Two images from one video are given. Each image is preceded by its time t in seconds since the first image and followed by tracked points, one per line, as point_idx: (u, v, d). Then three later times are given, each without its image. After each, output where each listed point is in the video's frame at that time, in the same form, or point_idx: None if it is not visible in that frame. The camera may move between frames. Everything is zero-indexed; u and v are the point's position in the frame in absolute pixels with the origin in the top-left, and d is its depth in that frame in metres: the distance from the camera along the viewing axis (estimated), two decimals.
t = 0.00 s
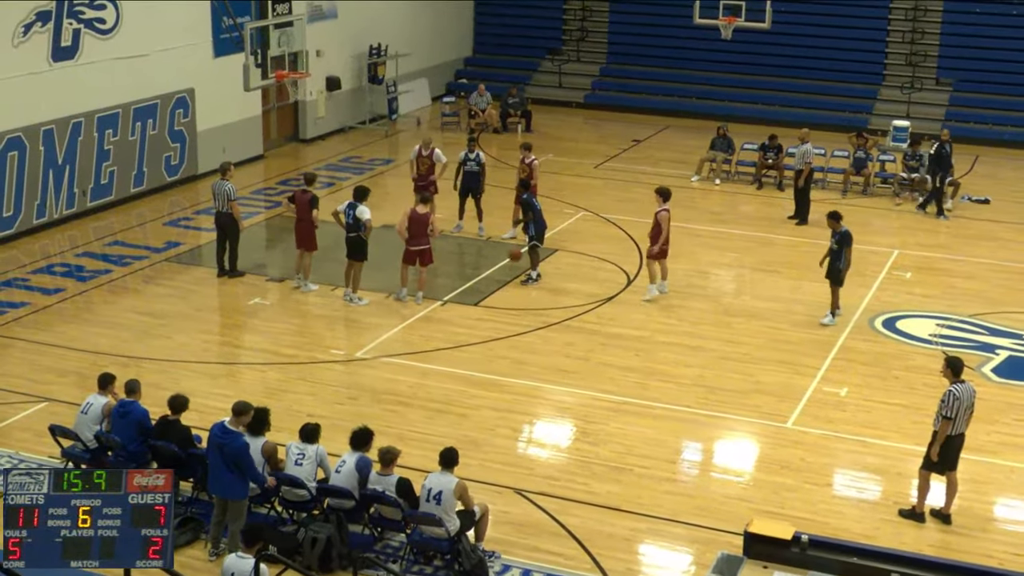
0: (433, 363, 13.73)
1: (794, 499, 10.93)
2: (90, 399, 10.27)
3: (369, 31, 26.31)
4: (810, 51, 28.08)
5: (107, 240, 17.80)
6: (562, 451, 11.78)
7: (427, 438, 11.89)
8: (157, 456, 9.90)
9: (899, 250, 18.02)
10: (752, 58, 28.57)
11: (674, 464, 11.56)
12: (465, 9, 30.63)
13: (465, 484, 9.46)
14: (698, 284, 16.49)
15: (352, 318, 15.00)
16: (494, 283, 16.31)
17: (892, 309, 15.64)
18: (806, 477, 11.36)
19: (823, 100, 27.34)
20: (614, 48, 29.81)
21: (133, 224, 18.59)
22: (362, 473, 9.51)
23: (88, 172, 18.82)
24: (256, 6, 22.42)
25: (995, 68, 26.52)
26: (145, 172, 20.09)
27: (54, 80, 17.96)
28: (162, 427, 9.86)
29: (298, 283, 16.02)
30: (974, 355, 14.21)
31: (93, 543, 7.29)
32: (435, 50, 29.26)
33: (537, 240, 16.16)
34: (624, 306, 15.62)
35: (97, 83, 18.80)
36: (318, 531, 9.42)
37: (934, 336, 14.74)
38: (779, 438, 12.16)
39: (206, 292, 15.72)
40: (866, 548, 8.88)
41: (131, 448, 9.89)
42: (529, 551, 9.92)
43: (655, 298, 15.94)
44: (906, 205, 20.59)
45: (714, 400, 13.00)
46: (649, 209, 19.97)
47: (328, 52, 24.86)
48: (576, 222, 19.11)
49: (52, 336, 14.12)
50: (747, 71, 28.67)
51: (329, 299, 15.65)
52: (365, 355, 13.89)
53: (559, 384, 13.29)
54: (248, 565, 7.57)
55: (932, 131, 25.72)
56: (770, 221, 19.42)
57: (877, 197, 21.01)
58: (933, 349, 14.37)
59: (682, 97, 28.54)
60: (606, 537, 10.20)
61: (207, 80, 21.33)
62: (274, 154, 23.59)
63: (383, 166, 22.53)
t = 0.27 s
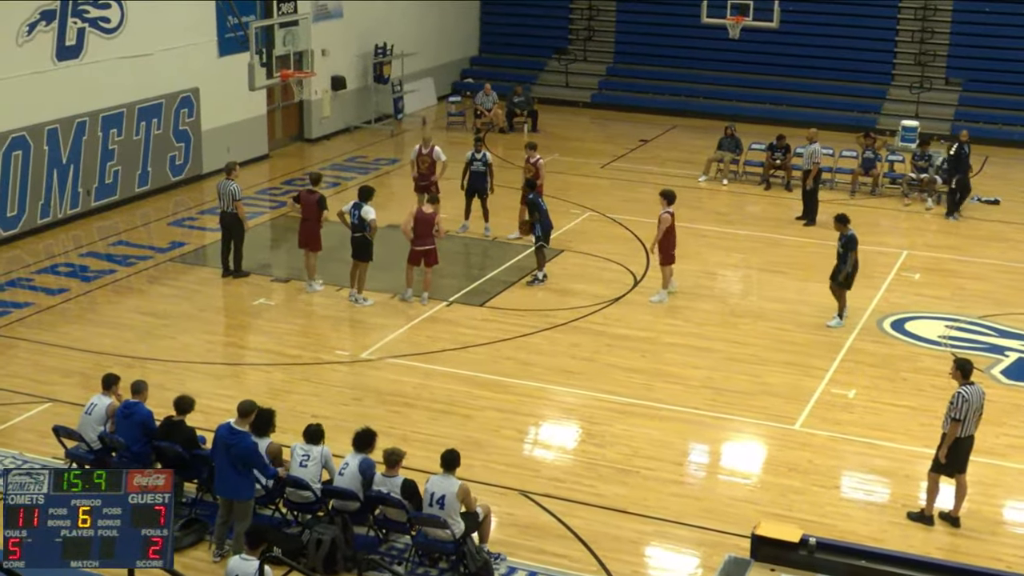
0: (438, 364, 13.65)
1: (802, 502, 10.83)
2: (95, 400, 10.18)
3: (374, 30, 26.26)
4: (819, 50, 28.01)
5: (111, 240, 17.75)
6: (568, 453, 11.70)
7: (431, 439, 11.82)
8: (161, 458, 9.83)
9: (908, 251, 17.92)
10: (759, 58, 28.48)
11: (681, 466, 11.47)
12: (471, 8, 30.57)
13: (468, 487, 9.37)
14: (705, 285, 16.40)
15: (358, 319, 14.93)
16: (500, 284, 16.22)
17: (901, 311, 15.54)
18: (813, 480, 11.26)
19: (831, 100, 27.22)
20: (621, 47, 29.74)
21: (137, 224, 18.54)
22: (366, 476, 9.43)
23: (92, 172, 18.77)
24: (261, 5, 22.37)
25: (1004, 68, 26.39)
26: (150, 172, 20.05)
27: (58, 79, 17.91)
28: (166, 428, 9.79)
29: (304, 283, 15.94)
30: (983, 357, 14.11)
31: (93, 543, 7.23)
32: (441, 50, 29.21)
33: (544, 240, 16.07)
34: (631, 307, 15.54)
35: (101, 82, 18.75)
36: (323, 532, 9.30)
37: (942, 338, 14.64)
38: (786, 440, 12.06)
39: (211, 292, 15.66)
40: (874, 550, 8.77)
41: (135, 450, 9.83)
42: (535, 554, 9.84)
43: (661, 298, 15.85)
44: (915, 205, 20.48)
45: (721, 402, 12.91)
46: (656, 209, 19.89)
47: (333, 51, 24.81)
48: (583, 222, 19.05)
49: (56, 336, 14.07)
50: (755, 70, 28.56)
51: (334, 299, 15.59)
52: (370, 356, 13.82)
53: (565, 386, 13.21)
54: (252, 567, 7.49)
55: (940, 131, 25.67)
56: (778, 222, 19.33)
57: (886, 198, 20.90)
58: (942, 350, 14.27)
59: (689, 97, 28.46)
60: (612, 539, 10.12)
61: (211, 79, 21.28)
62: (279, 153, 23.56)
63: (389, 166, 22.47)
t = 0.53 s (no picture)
0: (441, 365, 13.64)
1: (805, 502, 10.82)
2: (98, 400, 10.19)
3: (378, 30, 26.26)
4: (822, 50, 27.98)
5: (114, 240, 17.76)
6: (571, 453, 11.69)
7: (434, 440, 11.81)
8: (163, 458, 9.83)
9: (911, 251, 17.90)
10: (763, 58, 28.46)
11: (684, 467, 11.45)
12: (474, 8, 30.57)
13: (470, 488, 9.35)
14: (708, 285, 16.39)
15: (361, 319, 14.93)
16: (503, 284, 16.22)
17: (904, 311, 15.52)
18: (817, 480, 11.25)
19: (835, 100, 27.18)
20: (625, 47, 29.73)
21: (141, 224, 18.55)
22: (368, 476, 9.42)
23: (96, 171, 18.77)
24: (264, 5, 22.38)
25: (1008, 68, 26.34)
26: (152, 172, 20.05)
27: (61, 79, 17.92)
28: (169, 429, 9.79)
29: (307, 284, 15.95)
30: (987, 357, 14.08)
31: (93, 543, 7.22)
32: (444, 50, 29.19)
33: (546, 240, 16.09)
34: (634, 307, 15.53)
35: (104, 82, 18.76)
36: (325, 533, 9.33)
37: (946, 338, 14.62)
38: (789, 441, 12.05)
39: (213, 292, 15.66)
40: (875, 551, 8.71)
41: (137, 450, 9.84)
42: (538, 554, 9.83)
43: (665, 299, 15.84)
44: (919, 206, 20.46)
45: (724, 402, 12.90)
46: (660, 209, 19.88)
47: (337, 51, 24.81)
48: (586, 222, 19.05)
49: (59, 336, 14.07)
50: (758, 70, 28.53)
51: (337, 300, 15.59)
52: (372, 356, 13.82)
53: (569, 386, 13.20)
54: (253, 567, 7.48)
55: (944, 132, 25.66)
56: (781, 222, 19.31)
57: (890, 198, 20.88)
58: (945, 351, 14.25)
59: (693, 97, 28.44)
60: (614, 539, 10.11)
61: (214, 79, 21.28)
62: (282, 153, 23.58)
63: (391, 166, 22.48)
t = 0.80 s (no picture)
0: (443, 365, 13.64)
1: (806, 502, 10.81)
2: (99, 400, 10.19)
3: (379, 30, 26.28)
4: (822, 50, 27.99)
5: (115, 240, 17.76)
6: (572, 454, 11.68)
7: (435, 440, 11.81)
8: (164, 458, 9.82)
9: (913, 251, 17.90)
10: (764, 58, 28.46)
11: (685, 467, 11.44)
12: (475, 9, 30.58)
13: (472, 488, 9.35)
14: (710, 285, 16.39)
15: (362, 320, 14.93)
16: (504, 285, 16.22)
17: (905, 312, 15.52)
18: (818, 481, 11.24)
19: (836, 100, 27.19)
20: (626, 47, 29.74)
21: (141, 224, 18.54)
22: (369, 476, 9.41)
23: (96, 171, 18.78)
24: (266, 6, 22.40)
25: (1010, 68, 26.35)
26: (153, 172, 20.05)
27: (62, 79, 17.93)
28: (170, 429, 9.79)
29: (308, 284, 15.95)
30: (988, 358, 14.08)
31: (93, 543, 7.22)
32: (445, 50, 29.19)
33: (547, 240, 16.09)
34: (635, 307, 15.53)
35: (105, 82, 18.76)
36: (327, 533, 9.27)
37: (947, 338, 14.62)
38: (790, 442, 12.04)
39: (214, 292, 15.66)
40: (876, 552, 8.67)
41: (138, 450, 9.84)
42: (538, 554, 9.82)
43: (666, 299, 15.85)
44: (920, 206, 20.47)
45: (725, 403, 12.89)
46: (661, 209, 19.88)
47: (338, 51, 24.82)
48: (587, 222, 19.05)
49: (60, 336, 14.08)
50: (759, 70, 28.54)
51: (338, 299, 15.59)
52: (373, 356, 13.82)
53: (570, 386, 13.20)
54: (254, 568, 7.46)
55: (945, 132, 25.66)
56: (782, 222, 19.31)
57: (891, 198, 20.88)
58: (946, 351, 14.25)
59: (694, 97, 28.44)
60: (615, 539, 10.11)
61: (215, 79, 21.28)
62: (283, 153, 23.58)
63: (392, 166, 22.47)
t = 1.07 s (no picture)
0: (443, 365, 13.64)
1: (806, 502, 10.81)
2: (99, 400, 10.19)
3: (379, 30, 26.28)
4: (822, 50, 27.99)
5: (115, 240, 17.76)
6: (572, 454, 11.68)
7: (435, 440, 11.81)
8: (165, 458, 9.82)
9: (912, 251, 17.90)
10: (764, 58, 28.46)
11: (685, 467, 11.44)
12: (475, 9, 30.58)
13: (472, 487, 9.33)
14: (710, 285, 16.39)
15: (362, 320, 14.93)
16: (504, 285, 16.21)
17: (905, 311, 15.52)
18: (818, 481, 11.24)
19: (836, 100, 27.18)
20: (626, 47, 29.74)
21: (141, 224, 18.54)
22: (369, 476, 9.40)
23: (96, 171, 18.78)
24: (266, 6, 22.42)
25: (1010, 68, 26.34)
26: (153, 172, 20.05)
27: (62, 79, 17.93)
28: (170, 429, 9.78)
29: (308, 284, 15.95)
30: (988, 358, 14.08)
31: (93, 543, 7.22)
32: (444, 50, 29.17)
33: (546, 240, 16.08)
34: (635, 307, 15.52)
35: (104, 82, 18.75)
36: (327, 533, 9.33)
37: (947, 338, 14.62)
38: (790, 442, 12.04)
39: (214, 292, 15.66)
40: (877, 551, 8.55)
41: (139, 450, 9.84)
42: (538, 554, 9.82)
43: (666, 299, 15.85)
44: (920, 206, 20.47)
45: (726, 403, 12.89)
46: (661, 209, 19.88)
47: (338, 51, 24.82)
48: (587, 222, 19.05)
49: (60, 336, 14.08)
50: (760, 70, 28.54)
51: (338, 299, 15.60)
52: (373, 356, 13.83)
53: (571, 386, 13.19)
54: (254, 568, 7.47)
55: (945, 132, 25.65)
56: (782, 222, 19.30)
57: (890, 198, 20.88)
58: (946, 351, 14.25)
59: (694, 97, 28.44)
60: (615, 539, 10.11)
61: (215, 79, 21.28)
62: (283, 153, 23.58)
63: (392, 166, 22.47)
